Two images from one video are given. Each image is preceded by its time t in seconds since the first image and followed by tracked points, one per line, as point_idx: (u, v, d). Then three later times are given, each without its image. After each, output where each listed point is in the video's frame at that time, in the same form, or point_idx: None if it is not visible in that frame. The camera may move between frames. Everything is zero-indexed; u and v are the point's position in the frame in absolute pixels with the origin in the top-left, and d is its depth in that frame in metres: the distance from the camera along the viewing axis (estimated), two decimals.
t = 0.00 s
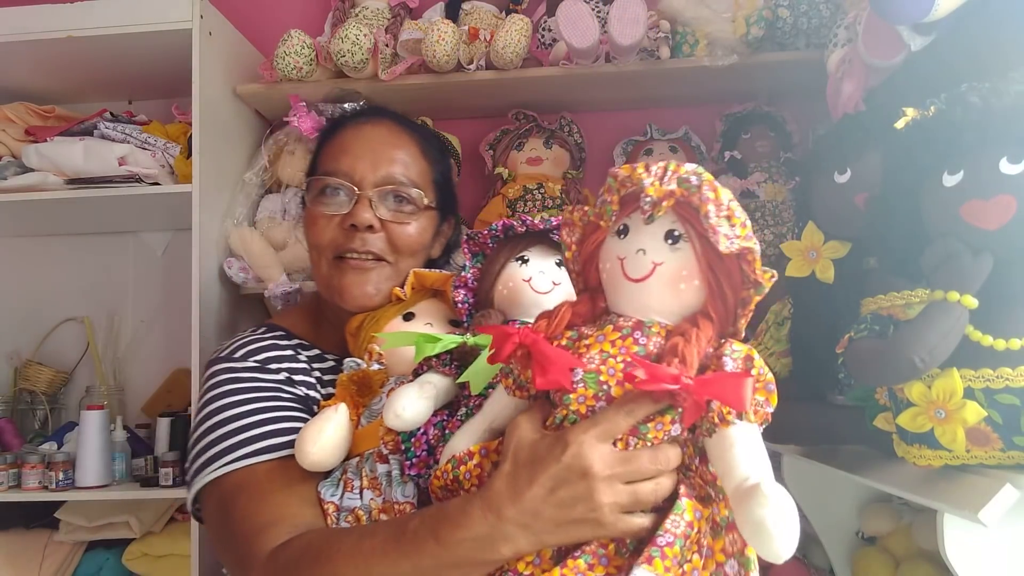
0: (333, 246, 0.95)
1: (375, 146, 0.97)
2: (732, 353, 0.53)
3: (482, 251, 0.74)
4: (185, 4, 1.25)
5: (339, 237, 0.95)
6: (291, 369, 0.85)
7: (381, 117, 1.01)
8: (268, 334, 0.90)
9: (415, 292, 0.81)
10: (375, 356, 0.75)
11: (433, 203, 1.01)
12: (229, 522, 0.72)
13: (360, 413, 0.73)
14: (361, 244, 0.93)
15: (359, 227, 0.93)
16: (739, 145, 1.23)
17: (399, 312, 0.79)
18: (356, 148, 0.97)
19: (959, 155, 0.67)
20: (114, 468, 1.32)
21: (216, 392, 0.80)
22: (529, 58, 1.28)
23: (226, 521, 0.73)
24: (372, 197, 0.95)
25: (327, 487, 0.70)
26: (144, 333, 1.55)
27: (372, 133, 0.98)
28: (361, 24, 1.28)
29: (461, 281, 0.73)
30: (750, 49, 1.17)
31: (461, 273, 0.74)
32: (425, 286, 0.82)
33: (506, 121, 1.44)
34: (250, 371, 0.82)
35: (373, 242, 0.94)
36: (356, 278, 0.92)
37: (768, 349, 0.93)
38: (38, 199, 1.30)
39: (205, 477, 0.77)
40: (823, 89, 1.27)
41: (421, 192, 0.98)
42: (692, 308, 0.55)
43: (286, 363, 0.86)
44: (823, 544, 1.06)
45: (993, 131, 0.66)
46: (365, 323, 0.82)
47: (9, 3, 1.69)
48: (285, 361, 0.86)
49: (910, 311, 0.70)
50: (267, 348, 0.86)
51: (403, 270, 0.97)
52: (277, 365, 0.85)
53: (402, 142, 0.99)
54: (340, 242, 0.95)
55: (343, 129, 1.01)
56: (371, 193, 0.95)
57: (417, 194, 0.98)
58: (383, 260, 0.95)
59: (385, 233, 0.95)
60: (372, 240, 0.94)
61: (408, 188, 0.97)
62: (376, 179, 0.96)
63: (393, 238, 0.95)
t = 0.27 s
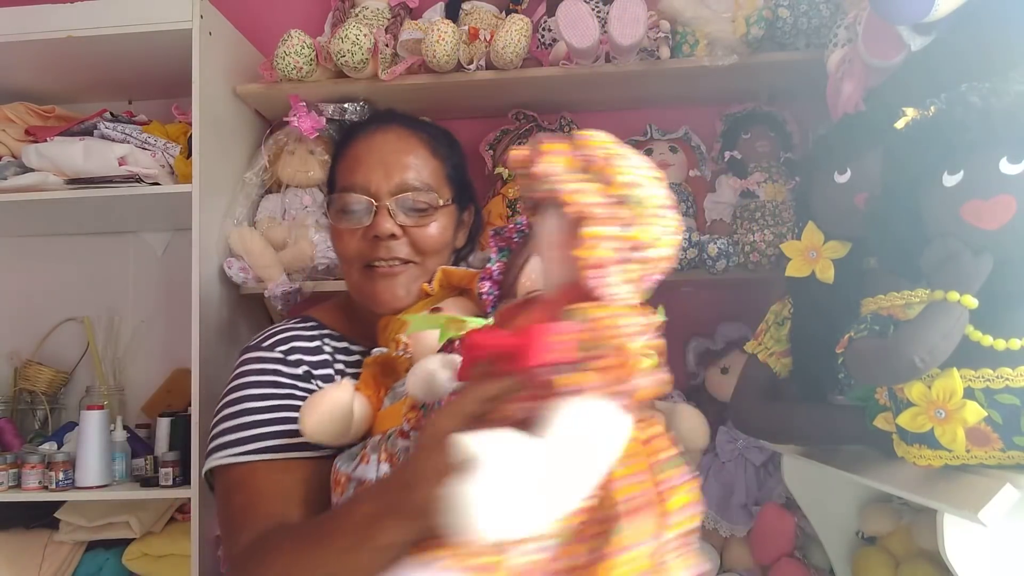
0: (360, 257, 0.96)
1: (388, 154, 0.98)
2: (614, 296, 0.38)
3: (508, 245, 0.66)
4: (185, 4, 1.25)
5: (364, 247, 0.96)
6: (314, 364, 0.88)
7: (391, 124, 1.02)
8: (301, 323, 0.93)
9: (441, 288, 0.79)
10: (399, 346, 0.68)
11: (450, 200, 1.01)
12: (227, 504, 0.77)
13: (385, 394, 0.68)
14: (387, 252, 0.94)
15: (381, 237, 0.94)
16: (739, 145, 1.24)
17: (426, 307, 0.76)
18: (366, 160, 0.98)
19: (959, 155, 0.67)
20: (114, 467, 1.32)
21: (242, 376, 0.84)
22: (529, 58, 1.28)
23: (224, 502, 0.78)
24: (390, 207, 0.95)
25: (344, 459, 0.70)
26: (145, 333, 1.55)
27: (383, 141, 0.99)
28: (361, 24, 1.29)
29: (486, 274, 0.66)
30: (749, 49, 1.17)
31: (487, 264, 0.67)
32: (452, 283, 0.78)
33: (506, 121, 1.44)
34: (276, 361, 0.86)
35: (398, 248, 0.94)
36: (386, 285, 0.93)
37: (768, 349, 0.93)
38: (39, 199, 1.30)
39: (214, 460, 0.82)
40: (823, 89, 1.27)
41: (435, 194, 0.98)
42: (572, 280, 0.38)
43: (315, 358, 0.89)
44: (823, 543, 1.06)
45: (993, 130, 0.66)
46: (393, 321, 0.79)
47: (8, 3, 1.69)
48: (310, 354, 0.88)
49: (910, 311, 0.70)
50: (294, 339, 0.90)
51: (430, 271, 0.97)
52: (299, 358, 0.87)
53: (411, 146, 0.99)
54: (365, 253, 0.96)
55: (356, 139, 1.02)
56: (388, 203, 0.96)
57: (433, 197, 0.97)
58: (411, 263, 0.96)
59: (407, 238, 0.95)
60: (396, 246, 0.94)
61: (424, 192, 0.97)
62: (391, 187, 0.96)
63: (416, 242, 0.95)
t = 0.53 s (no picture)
0: (379, 253, 0.96)
1: (404, 147, 0.99)
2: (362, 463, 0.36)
3: (527, 244, 0.77)
4: (185, 4, 1.25)
5: (383, 243, 0.95)
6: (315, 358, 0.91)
7: (408, 120, 1.03)
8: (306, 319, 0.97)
9: (462, 286, 0.80)
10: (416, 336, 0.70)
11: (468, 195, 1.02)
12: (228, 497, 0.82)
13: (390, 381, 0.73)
14: (406, 247, 0.93)
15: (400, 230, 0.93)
16: (739, 145, 1.24)
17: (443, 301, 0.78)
18: (385, 157, 0.98)
19: (958, 155, 0.68)
20: (114, 467, 1.32)
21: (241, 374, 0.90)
22: (529, 58, 1.28)
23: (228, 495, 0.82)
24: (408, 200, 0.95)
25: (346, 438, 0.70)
26: (145, 333, 1.55)
27: (400, 138, 1.00)
28: (361, 24, 1.29)
29: (506, 269, 0.74)
30: (749, 49, 1.17)
31: (505, 261, 0.75)
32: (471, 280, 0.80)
33: (506, 121, 1.44)
34: (274, 357, 0.90)
35: (417, 243, 0.94)
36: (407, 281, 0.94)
37: (768, 349, 0.94)
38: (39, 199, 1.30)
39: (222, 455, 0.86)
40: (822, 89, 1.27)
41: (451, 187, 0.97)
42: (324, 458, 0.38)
43: (316, 351, 0.90)
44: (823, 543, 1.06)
45: (992, 129, 0.66)
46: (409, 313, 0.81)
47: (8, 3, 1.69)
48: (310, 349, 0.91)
49: (910, 311, 0.70)
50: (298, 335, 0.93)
51: (448, 265, 0.97)
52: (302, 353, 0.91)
53: (429, 142, 1.00)
54: (385, 248, 0.95)
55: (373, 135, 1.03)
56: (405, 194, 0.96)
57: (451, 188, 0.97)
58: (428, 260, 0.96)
59: (425, 231, 0.95)
60: (416, 240, 0.94)
61: (441, 185, 0.97)
62: (409, 181, 0.96)
63: (433, 236, 0.95)
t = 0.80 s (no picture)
0: (365, 234, 0.94)
1: (405, 130, 0.97)
2: None
3: (513, 235, 0.76)
4: (185, 4, 1.25)
5: (370, 223, 0.93)
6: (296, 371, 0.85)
7: (411, 104, 1.02)
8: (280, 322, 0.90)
9: (442, 280, 0.81)
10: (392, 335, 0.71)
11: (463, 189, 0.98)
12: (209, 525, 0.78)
13: (367, 385, 0.73)
14: (391, 231, 0.91)
15: (389, 212, 0.91)
16: (739, 145, 1.24)
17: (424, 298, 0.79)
18: (386, 135, 0.97)
19: (958, 155, 0.67)
20: (114, 467, 1.32)
21: (209, 390, 0.83)
22: (529, 58, 1.28)
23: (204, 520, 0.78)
24: (403, 182, 0.93)
25: (316, 447, 0.69)
26: (145, 333, 1.55)
27: (402, 118, 0.99)
28: (361, 24, 1.29)
29: (489, 262, 0.75)
30: (750, 49, 1.17)
31: (490, 253, 0.75)
32: (453, 275, 0.82)
33: (506, 121, 1.44)
34: (245, 369, 0.83)
35: (405, 228, 0.91)
36: (385, 263, 0.90)
37: (768, 349, 0.94)
38: (39, 199, 1.30)
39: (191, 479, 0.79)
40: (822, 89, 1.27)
41: (451, 176, 0.95)
42: None
43: (292, 360, 0.85)
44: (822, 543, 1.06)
45: (992, 130, 0.65)
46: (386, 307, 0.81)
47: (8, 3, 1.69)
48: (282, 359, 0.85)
49: (910, 311, 0.70)
50: (275, 343, 0.86)
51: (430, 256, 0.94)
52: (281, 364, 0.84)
53: (432, 129, 0.99)
54: (371, 230, 0.93)
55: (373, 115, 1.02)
56: (401, 178, 0.94)
57: (448, 178, 0.95)
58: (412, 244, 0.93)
59: (415, 218, 0.92)
60: (404, 225, 0.91)
61: (440, 173, 0.95)
62: (405, 163, 0.95)
63: (422, 223, 0.93)
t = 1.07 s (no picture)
0: (340, 225, 0.93)
1: (387, 114, 0.97)
2: None
3: (502, 232, 0.75)
4: (184, 4, 1.25)
5: (348, 210, 0.92)
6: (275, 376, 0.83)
7: (392, 89, 1.02)
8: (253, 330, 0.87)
9: (423, 280, 0.82)
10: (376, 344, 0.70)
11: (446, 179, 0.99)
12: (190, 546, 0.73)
13: (350, 399, 0.72)
14: (370, 220, 0.91)
15: (369, 200, 0.91)
16: (739, 146, 1.24)
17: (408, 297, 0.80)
18: (366, 119, 0.97)
19: (958, 155, 0.67)
20: (114, 468, 1.32)
21: (180, 402, 0.79)
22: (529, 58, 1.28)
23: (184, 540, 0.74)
24: (382, 167, 0.93)
25: (298, 470, 0.67)
26: (144, 333, 1.55)
27: (384, 103, 0.99)
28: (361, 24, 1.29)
29: (477, 261, 0.73)
30: (749, 49, 1.17)
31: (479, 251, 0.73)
32: (436, 274, 0.83)
33: (506, 121, 1.44)
34: (217, 378, 0.80)
35: (384, 219, 0.91)
36: (362, 253, 0.90)
37: (768, 349, 0.93)
38: (39, 199, 1.30)
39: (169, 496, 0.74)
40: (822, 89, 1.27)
41: (434, 164, 0.96)
42: None
43: (267, 366, 0.83)
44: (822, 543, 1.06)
45: (992, 130, 0.65)
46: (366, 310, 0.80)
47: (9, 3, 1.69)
48: (260, 366, 0.82)
49: (910, 311, 0.70)
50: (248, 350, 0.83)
51: (410, 248, 0.94)
52: (256, 370, 0.82)
53: (415, 115, 0.99)
54: (348, 220, 0.92)
55: (352, 98, 1.02)
56: (382, 164, 0.94)
57: (430, 166, 0.96)
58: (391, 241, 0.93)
59: (395, 207, 0.92)
60: (383, 215, 0.91)
61: (420, 160, 0.95)
62: (386, 150, 0.95)
63: (402, 212, 0.93)
